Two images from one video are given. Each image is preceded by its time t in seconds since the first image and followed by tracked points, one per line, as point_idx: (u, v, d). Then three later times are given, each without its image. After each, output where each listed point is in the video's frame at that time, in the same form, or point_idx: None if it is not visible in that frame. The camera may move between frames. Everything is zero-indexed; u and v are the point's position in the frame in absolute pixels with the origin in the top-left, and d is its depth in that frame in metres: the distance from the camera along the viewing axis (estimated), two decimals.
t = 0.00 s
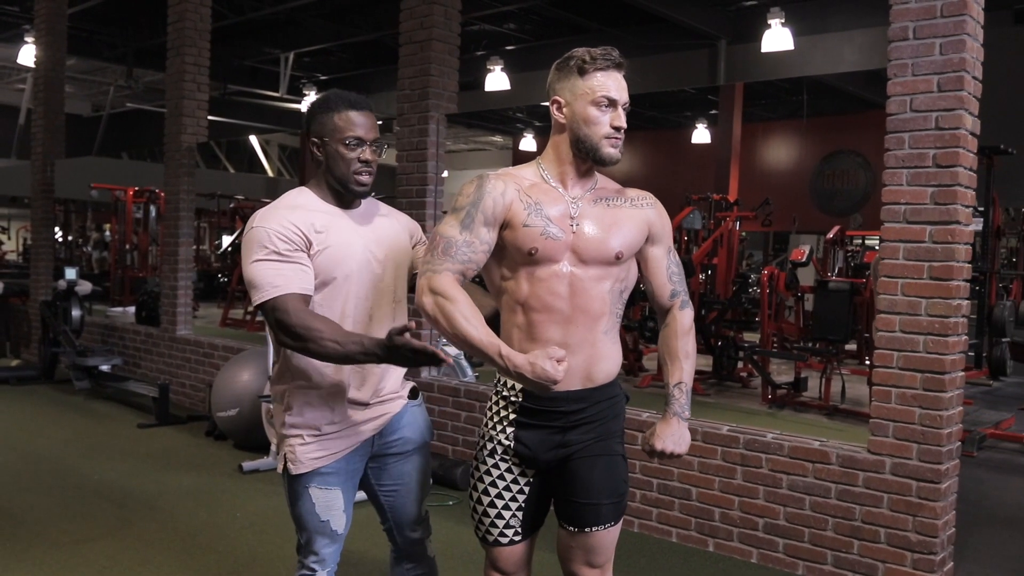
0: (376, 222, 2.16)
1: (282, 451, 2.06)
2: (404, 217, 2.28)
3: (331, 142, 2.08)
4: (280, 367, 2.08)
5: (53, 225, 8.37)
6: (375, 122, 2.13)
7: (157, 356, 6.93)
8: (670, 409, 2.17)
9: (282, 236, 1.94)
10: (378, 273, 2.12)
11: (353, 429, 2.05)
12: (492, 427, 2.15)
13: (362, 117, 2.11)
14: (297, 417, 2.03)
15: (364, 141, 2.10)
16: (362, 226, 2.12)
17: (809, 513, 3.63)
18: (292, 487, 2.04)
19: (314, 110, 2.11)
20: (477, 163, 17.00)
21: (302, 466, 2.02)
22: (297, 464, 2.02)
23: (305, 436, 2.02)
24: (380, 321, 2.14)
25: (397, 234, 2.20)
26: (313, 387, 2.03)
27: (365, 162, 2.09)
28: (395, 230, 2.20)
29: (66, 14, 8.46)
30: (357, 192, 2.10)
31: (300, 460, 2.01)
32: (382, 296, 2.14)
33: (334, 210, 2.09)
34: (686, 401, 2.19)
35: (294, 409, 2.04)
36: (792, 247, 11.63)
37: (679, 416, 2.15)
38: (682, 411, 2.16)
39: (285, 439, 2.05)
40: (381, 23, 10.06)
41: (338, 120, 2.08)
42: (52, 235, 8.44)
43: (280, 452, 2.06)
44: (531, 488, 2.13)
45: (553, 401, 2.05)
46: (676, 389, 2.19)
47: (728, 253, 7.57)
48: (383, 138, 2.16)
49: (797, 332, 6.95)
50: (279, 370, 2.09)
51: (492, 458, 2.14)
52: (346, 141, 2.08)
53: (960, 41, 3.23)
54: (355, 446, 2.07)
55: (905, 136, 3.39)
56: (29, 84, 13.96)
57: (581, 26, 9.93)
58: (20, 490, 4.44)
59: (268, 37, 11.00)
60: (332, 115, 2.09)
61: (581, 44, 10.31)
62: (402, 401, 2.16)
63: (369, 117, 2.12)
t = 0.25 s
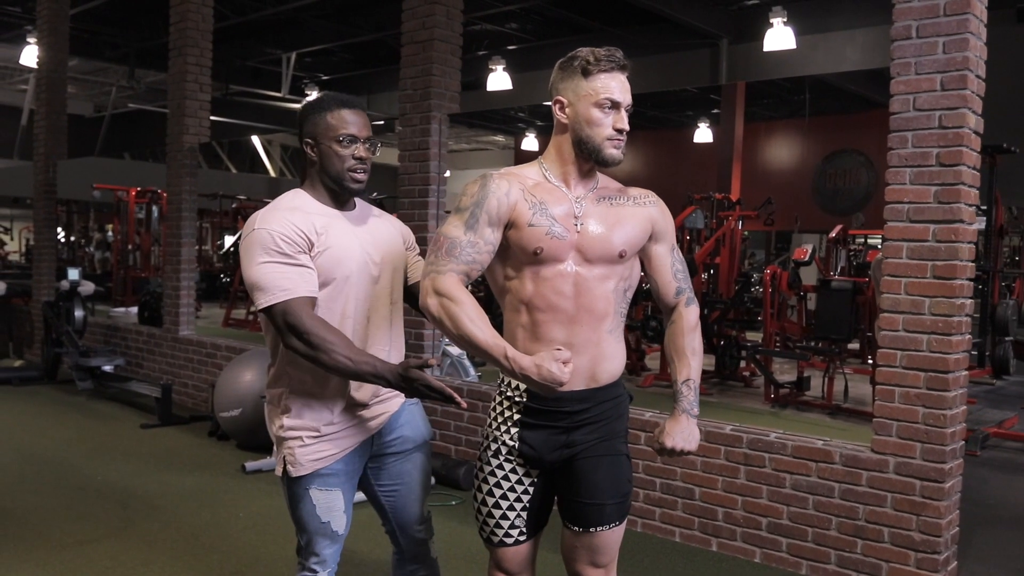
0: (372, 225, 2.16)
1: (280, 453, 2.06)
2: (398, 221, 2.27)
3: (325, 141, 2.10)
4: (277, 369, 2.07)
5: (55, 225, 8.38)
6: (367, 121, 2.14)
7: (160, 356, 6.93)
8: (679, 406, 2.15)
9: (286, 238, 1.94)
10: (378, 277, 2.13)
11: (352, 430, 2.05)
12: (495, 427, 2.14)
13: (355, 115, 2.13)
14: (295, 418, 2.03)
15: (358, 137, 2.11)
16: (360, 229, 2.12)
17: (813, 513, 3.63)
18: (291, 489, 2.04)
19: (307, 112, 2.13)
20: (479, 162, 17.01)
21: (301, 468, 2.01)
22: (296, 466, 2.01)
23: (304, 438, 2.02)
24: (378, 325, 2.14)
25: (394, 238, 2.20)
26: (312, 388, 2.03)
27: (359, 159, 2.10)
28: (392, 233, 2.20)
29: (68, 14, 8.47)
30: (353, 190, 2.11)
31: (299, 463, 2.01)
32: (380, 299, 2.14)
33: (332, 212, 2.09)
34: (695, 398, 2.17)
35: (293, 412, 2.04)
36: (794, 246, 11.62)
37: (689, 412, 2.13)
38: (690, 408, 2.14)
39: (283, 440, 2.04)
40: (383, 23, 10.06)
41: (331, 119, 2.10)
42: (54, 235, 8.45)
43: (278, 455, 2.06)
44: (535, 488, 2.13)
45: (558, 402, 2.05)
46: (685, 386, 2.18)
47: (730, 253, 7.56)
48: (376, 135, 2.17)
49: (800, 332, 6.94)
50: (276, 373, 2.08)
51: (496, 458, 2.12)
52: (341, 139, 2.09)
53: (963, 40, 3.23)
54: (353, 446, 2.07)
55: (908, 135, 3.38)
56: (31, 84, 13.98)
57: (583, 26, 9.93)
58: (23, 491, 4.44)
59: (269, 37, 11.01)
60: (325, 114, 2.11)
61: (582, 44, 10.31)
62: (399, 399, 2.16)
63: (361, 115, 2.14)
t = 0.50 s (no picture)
0: (367, 225, 2.16)
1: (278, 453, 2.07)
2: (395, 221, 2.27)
3: (317, 139, 2.12)
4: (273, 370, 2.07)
5: (55, 226, 8.39)
6: (356, 118, 2.17)
7: (160, 357, 6.94)
8: (671, 408, 2.15)
9: (277, 239, 1.94)
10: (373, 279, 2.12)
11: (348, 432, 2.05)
12: (495, 429, 2.14)
13: (345, 114, 2.15)
14: (292, 419, 2.04)
15: (349, 135, 2.13)
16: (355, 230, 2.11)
17: (813, 514, 3.63)
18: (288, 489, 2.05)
19: (296, 113, 2.15)
20: (479, 163, 17.02)
21: (298, 470, 2.03)
22: (292, 468, 2.02)
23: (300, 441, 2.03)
24: (372, 327, 2.14)
25: (390, 239, 2.19)
26: (306, 390, 2.03)
27: (352, 156, 2.13)
28: (388, 235, 2.20)
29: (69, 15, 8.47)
30: (348, 187, 2.12)
31: (294, 464, 2.02)
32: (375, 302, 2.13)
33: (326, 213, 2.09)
34: (686, 401, 2.18)
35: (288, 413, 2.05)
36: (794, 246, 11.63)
37: (681, 415, 2.13)
38: (682, 411, 2.14)
39: (280, 441, 2.05)
40: (383, 23, 10.07)
41: (321, 118, 2.12)
42: (54, 236, 8.45)
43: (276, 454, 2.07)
44: (535, 489, 2.12)
45: (557, 403, 2.05)
46: (677, 388, 2.18)
47: (730, 253, 7.56)
48: (366, 133, 2.19)
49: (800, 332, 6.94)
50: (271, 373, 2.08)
51: (496, 460, 2.12)
52: (333, 136, 2.12)
53: (963, 41, 3.23)
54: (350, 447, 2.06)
55: (908, 136, 3.38)
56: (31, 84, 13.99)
57: (583, 26, 9.93)
58: (24, 491, 4.44)
59: (270, 38, 11.02)
60: (315, 114, 2.13)
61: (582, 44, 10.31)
62: (395, 399, 2.15)
63: (351, 113, 2.16)
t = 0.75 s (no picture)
0: (366, 228, 2.16)
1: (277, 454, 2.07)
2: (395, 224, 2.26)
3: (315, 140, 2.12)
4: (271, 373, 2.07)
5: (58, 227, 8.40)
6: (354, 119, 2.17)
7: (163, 358, 6.95)
8: (675, 408, 2.15)
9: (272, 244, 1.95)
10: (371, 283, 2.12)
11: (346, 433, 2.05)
12: (497, 430, 2.14)
13: (343, 115, 2.15)
14: (289, 421, 2.04)
15: (347, 136, 2.13)
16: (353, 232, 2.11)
17: (816, 514, 3.62)
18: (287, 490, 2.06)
19: (294, 114, 2.15)
20: (481, 163, 17.03)
21: (296, 471, 2.03)
22: (290, 469, 2.03)
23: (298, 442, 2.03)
24: (371, 331, 2.13)
25: (389, 242, 2.19)
26: (303, 392, 2.02)
27: (350, 157, 2.13)
28: (388, 237, 2.19)
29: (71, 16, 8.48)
30: (346, 189, 2.12)
31: (292, 466, 2.03)
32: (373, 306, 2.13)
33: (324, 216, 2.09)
34: (687, 401, 2.17)
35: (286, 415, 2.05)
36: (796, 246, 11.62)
37: (683, 415, 2.13)
38: (683, 411, 2.13)
39: (279, 443, 2.06)
40: (384, 24, 10.08)
41: (318, 119, 2.12)
42: (57, 237, 8.46)
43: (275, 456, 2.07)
44: (537, 490, 2.12)
45: (560, 404, 2.04)
46: (680, 388, 2.17)
47: (732, 253, 7.56)
48: (365, 134, 2.19)
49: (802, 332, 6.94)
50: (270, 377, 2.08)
51: (498, 461, 2.12)
52: (331, 137, 2.12)
53: (965, 41, 3.22)
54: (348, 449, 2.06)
55: (911, 136, 3.38)
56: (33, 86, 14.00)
57: (585, 26, 9.92)
58: (26, 493, 4.44)
59: (271, 39, 11.02)
60: (313, 115, 2.13)
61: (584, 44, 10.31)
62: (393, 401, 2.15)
63: (349, 114, 2.16)
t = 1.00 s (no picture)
0: (365, 229, 2.15)
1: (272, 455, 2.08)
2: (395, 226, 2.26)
3: (315, 140, 2.12)
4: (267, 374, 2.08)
5: (57, 228, 8.40)
6: (354, 118, 2.18)
7: (163, 359, 6.95)
8: (686, 401, 2.12)
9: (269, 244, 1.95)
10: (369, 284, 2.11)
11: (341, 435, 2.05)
12: (497, 431, 2.13)
13: (343, 115, 2.15)
14: (283, 423, 2.04)
15: (347, 136, 2.14)
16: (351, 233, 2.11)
17: (815, 514, 3.63)
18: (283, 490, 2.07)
19: (294, 115, 2.15)
20: (480, 163, 17.03)
21: (291, 473, 2.04)
22: (285, 470, 2.04)
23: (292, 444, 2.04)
24: (369, 333, 2.13)
25: (388, 243, 2.19)
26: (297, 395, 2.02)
27: (350, 156, 2.13)
28: (386, 239, 2.19)
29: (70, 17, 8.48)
30: (348, 188, 2.12)
31: (287, 468, 2.04)
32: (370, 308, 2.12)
33: (323, 217, 2.09)
34: (700, 393, 2.15)
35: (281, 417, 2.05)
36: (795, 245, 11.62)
37: (696, 407, 2.11)
38: (696, 403, 2.11)
39: (274, 445, 2.06)
40: (384, 24, 10.08)
41: (319, 120, 2.13)
42: (57, 238, 8.47)
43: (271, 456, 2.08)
44: (537, 491, 2.12)
45: (559, 405, 2.05)
46: (691, 381, 2.15)
47: (732, 253, 7.56)
48: (365, 133, 2.20)
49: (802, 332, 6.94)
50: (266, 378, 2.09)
51: (500, 461, 2.12)
52: (332, 136, 2.12)
53: (964, 41, 3.23)
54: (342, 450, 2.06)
55: (909, 136, 3.38)
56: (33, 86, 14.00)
57: (584, 26, 9.92)
58: (26, 494, 4.44)
59: (270, 39, 11.02)
60: (313, 116, 2.14)
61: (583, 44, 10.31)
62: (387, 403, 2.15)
63: (349, 114, 2.17)
